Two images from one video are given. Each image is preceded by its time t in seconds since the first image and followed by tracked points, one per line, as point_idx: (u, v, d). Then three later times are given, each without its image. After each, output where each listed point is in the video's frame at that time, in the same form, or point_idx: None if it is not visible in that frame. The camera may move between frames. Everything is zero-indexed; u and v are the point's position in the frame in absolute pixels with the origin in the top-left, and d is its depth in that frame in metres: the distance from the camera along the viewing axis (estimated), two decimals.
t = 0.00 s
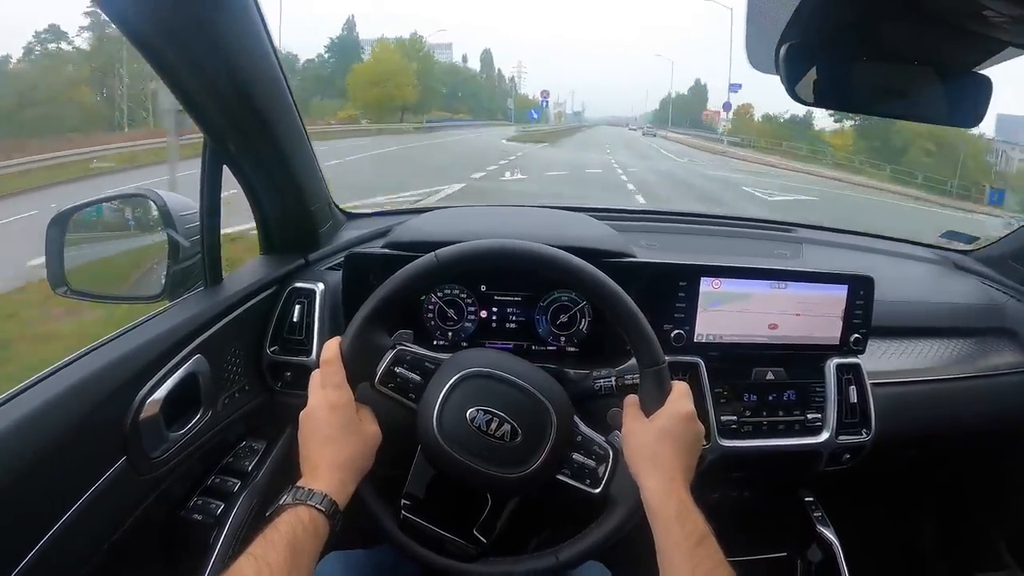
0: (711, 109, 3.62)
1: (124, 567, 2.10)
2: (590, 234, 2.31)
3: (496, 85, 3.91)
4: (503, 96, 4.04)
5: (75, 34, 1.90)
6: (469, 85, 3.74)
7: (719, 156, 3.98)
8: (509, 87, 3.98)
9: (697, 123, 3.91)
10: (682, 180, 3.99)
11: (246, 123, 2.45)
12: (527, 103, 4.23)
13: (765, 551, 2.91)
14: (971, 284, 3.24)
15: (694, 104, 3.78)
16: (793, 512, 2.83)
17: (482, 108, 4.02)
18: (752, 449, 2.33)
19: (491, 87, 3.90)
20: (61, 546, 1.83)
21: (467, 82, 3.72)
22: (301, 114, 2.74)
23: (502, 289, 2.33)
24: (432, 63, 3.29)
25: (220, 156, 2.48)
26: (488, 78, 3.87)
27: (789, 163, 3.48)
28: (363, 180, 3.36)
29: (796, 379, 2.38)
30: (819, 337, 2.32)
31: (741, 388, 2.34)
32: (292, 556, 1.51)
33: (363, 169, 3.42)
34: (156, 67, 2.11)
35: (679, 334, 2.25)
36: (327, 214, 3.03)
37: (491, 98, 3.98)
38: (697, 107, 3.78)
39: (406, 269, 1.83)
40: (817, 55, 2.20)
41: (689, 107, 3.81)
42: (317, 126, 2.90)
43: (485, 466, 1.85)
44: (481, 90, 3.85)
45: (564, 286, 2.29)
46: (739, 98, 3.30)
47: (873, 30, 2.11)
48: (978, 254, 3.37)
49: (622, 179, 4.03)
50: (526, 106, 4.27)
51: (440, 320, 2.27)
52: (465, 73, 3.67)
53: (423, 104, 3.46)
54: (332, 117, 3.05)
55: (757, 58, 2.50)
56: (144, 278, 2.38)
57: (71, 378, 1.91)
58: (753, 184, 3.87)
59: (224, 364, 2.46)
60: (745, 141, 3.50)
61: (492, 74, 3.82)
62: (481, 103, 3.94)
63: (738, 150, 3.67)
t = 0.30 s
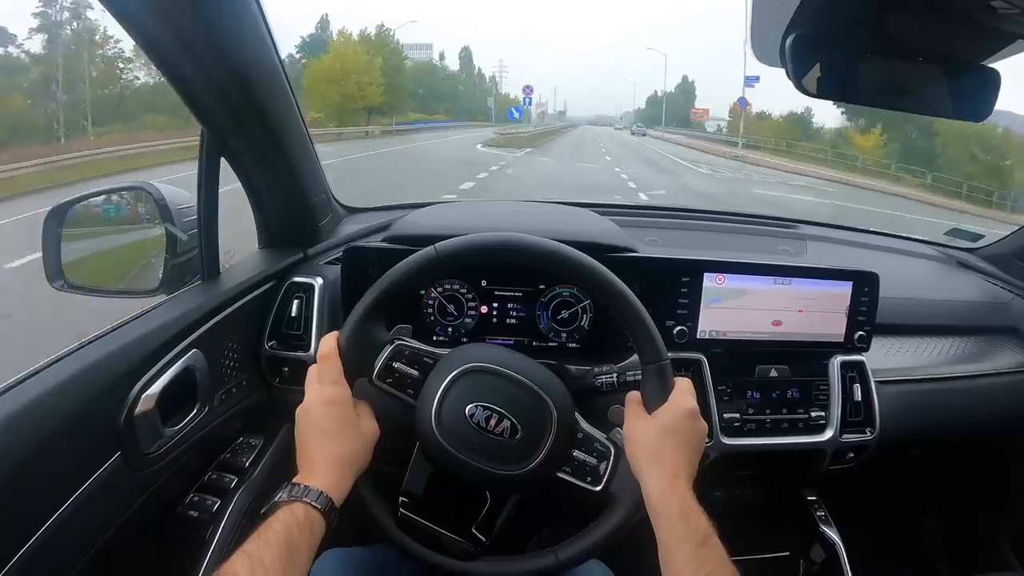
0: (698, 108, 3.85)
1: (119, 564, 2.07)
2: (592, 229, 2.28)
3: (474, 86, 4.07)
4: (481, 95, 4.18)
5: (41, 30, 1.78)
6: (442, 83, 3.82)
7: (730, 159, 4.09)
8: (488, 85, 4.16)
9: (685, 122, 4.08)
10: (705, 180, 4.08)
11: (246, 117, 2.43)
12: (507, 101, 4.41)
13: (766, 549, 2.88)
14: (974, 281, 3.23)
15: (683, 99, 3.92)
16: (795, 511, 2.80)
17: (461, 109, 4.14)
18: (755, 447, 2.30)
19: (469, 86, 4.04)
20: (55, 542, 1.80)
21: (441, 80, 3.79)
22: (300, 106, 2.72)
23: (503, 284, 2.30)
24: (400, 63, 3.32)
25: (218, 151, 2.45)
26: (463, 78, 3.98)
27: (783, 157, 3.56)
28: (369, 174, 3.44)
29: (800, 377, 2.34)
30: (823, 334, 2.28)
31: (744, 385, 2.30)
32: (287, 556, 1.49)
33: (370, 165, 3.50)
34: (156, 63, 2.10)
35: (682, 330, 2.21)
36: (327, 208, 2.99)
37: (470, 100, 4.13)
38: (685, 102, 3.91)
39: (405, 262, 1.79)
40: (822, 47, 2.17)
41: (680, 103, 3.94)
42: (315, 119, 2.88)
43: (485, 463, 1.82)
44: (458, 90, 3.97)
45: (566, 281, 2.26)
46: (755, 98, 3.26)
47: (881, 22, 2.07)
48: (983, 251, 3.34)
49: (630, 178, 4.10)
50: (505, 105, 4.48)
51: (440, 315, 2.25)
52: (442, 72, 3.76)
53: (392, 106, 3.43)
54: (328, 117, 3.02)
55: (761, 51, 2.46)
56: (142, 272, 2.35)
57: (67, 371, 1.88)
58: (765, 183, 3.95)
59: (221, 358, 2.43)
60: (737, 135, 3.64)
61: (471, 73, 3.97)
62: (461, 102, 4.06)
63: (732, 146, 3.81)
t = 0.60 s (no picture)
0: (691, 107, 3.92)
1: (124, 566, 2.10)
2: (592, 237, 2.30)
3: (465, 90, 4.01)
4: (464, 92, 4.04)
5: None
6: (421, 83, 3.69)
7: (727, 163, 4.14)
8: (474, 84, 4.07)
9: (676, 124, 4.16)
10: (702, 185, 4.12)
11: (245, 119, 2.46)
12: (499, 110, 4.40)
13: (767, 556, 2.89)
14: (975, 287, 3.24)
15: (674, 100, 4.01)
16: (795, 517, 2.81)
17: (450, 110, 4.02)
18: (754, 454, 2.31)
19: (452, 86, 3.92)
20: (62, 545, 1.83)
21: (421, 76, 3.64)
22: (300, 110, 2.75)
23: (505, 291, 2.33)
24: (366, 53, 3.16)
25: (223, 159, 2.50)
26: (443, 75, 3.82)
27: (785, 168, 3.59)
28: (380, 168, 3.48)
29: (799, 384, 2.36)
30: (822, 341, 2.30)
31: (743, 392, 2.32)
32: (289, 562, 1.50)
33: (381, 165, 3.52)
34: (153, 68, 2.13)
35: (681, 338, 2.23)
36: (330, 216, 3.02)
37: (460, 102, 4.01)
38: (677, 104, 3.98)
39: (406, 270, 1.82)
40: (823, 55, 2.19)
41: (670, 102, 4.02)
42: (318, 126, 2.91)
43: (485, 469, 1.85)
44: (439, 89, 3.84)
45: (566, 288, 2.27)
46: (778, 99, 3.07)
47: (879, 32, 2.09)
48: (984, 258, 3.35)
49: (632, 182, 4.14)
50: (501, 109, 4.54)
51: (442, 322, 2.27)
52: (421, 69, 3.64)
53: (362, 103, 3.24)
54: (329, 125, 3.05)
55: (761, 58, 2.48)
56: (147, 279, 2.38)
57: (73, 377, 1.91)
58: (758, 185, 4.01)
59: (225, 364, 2.46)
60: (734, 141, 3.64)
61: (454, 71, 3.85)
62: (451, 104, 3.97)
63: (728, 153, 3.85)
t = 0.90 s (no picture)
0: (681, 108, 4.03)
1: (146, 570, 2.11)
2: (613, 239, 2.30)
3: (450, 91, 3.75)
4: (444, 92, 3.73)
5: None
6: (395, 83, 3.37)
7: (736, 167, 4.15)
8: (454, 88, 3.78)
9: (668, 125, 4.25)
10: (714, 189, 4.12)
11: (268, 121, 2.47)
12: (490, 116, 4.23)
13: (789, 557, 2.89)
14: (989, 288, 3.24)
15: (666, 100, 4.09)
16: (813, 519, 2.81)
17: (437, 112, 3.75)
18: (775, 456, 2.31)
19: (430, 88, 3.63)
20: (85, 547, 1.84)
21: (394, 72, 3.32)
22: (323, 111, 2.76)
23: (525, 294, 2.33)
24: (324, 42, 2.76)
25: (244, 161, 2.51)
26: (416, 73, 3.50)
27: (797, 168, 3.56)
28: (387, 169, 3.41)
29: (818, 386, 2.35)
30: (842, 342, 2.30)
31: (764, 394, 2.31)
32: None
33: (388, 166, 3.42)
34: (181, 69, 2.13)
35: (702, 340, 2.23)
36: (348, 219, 3.02)
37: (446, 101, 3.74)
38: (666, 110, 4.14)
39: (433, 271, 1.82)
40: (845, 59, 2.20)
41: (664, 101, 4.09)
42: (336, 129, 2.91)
43: (515, 472, 1.85)
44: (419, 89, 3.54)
45: (586, 289, 2.28)
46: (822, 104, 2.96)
47: (899, 32, 2.09)
48: (998, 258, 3.35)
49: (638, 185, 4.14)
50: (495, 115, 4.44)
51: (462, 325, 2.27)
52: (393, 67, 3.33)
53: (334, 102, 2.91)
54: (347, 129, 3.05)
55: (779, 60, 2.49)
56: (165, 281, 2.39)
57: (94, 381, 1.91)
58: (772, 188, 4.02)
59: (244, 367, 2.47)
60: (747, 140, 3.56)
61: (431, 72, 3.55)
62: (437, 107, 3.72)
63: (736, 152, 3.85)
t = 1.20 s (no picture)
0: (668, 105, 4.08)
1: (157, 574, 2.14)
2: (615, 242, 2.32)
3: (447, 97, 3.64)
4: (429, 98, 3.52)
5: None
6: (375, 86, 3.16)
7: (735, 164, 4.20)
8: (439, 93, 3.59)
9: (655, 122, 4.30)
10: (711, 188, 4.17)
11: (276, 129, 2.52)
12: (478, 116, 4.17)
13: (787, 556, 2.90)
14: (986, 288, 3.27)
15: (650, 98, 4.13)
16: (814, 517, 2.84)
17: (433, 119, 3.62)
18: (777, 456, 2.33)
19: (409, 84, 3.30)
20: (97, 553, 1.87)
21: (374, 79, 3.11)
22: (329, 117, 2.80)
23: (529, 296, 2.35)
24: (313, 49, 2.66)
25: (249, 164, 2.52)
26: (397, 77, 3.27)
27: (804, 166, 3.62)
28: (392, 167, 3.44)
29: (819, 386, 2.38)
30: (842, 343, 2.33)
31: (765, 394, 2.34)
32: None
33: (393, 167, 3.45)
34: (193, 80, 2.19)
35: (704, 342, 2.26)
36: (351, 223, 3.04)
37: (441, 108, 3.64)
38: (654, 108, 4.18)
39: (444, 273, 1.85)
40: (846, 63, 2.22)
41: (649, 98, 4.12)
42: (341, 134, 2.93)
43: (526, 474, 1.89)
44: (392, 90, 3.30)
45: (589, 292, 2.30)
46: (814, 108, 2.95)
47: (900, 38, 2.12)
48: (995, 258, 3.38)
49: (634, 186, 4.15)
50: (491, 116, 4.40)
51: (466, 328, 2.31)
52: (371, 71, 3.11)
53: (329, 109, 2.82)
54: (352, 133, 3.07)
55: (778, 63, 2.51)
56: (172, 287, 2.41)
57: (102, 389, 1.94)
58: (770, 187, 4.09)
59: (251, 373, 2.49)
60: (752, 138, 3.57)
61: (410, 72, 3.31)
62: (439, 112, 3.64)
63: (735, 151, 3.95)
